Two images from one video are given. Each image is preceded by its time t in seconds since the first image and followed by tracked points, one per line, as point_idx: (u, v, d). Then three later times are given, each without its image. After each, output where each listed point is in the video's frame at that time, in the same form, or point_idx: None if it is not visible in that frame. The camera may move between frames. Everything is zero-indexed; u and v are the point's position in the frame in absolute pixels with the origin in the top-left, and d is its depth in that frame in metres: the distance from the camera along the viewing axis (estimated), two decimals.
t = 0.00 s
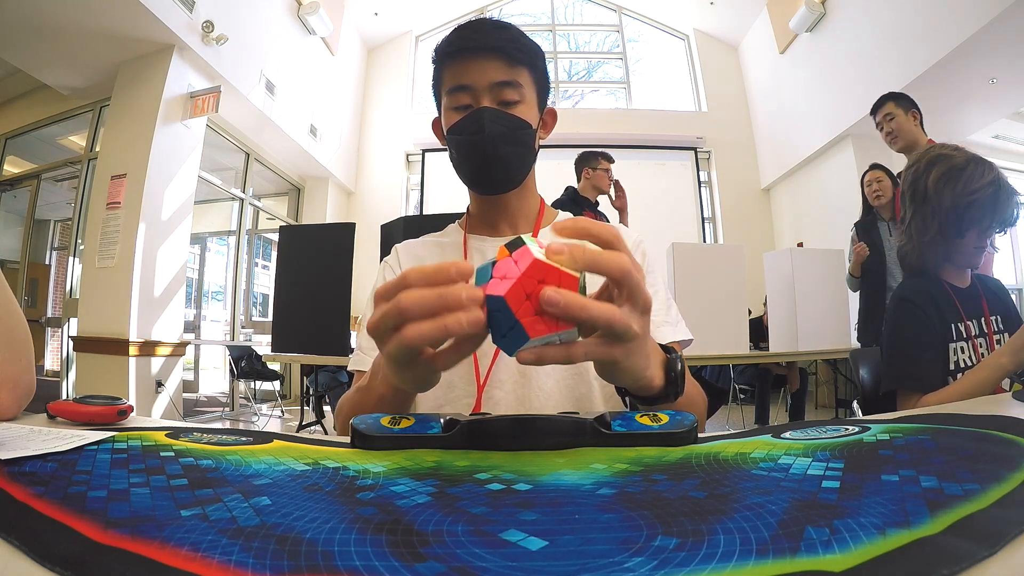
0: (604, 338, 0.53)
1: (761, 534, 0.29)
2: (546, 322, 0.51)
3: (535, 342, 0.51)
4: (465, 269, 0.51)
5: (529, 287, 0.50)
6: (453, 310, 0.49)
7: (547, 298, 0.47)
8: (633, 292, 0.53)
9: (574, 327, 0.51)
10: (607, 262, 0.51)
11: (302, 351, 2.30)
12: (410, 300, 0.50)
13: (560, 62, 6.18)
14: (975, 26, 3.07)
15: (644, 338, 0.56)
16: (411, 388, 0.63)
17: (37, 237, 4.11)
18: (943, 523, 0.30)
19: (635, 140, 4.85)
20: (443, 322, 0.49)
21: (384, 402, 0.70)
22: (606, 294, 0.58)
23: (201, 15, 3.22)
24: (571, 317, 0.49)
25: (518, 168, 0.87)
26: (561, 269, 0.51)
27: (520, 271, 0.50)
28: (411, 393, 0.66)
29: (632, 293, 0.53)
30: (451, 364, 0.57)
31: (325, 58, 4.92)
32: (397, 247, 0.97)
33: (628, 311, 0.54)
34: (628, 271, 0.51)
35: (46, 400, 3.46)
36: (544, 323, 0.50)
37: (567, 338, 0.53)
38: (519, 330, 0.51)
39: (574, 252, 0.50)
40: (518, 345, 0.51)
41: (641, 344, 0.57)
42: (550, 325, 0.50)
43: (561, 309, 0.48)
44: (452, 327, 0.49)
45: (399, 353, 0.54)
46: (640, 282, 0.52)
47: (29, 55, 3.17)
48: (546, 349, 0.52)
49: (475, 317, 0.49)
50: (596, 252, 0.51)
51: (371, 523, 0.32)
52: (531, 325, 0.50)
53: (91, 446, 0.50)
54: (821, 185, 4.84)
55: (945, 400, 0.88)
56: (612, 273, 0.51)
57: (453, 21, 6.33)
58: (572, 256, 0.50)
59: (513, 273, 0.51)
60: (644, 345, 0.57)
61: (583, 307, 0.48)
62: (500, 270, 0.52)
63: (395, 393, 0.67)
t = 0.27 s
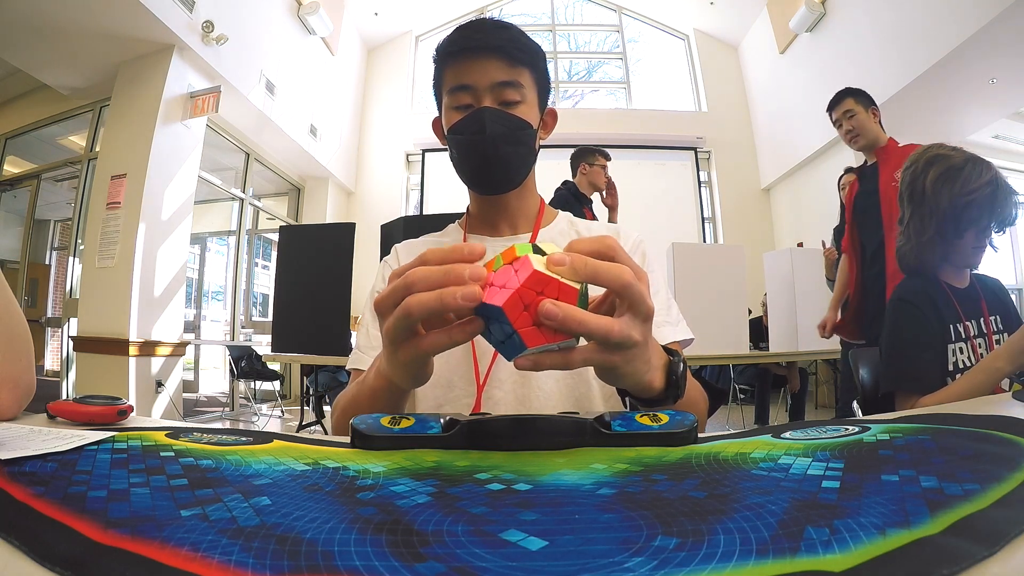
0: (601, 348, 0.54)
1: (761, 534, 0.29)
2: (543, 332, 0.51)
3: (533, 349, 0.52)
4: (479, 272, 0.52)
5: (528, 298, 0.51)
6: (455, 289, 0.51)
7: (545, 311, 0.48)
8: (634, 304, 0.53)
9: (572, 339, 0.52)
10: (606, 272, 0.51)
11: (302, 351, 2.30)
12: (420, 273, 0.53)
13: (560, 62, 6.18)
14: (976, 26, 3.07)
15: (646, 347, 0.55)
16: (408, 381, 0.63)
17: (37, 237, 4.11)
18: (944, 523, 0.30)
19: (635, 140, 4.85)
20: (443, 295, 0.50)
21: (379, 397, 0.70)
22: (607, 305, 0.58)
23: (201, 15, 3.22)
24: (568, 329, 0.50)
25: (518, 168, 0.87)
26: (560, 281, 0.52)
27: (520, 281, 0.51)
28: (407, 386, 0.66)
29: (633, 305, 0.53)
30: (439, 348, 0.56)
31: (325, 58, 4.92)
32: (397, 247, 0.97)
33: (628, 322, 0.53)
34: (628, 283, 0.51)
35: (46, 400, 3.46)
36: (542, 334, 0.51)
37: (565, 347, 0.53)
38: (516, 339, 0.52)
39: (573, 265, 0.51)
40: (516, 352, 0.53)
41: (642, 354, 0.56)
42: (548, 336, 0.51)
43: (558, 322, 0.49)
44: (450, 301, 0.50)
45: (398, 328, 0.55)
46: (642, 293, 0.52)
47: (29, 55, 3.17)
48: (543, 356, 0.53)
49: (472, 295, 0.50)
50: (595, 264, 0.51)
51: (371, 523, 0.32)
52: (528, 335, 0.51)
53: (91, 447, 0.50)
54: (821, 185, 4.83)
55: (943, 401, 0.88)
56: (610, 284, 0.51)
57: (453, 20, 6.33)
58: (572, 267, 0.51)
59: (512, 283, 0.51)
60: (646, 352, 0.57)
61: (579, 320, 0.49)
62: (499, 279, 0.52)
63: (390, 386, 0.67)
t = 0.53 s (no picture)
0: (598, 351, 0.54)
1: (761, 534, 0.29)
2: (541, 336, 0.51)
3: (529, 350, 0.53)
4: (480, 251, 0.53)
5: (527, 304, 0.51)
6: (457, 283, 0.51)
7: (545, 317, 0.48)
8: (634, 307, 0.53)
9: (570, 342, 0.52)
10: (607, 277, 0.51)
11: (302, 351, 2.30)
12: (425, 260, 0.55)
13: (560, 62, 6.18)
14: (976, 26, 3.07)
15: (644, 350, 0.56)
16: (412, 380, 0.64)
17: (37, 237, 4.12)
18: (944, 524, 0.30)
19: (635, 140, 4.85)
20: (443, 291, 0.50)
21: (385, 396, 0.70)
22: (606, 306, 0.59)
23: (200, 15, 3.22)
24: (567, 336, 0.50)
25: (519, 170, 0.87)
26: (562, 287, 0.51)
27: (520, 286, 0.50)
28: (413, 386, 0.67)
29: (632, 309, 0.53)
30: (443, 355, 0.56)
31: (325, 58, 4.92)
32: (397, 247, 0.97)
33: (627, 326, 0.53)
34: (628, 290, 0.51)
35: (46, 400, 3.46)
36: (539, 338, 0.51)
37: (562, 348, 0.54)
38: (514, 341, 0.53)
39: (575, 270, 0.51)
40: (512, 350, 0.54)
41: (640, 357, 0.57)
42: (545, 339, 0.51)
43: (558, 329, 0.49)
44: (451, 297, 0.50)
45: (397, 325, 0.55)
46: (642, 298, 0.52)
47: (29, 55, 3.17)
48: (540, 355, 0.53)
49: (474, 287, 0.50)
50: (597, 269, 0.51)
51: (371, 523, 0.32)
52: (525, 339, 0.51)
53: (91, 446, 0.50)
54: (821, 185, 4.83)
55: (943, 401, 0.88)
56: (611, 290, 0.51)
57: (453, 20, 6.33)
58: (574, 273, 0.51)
59: (512, 286, 0.51)
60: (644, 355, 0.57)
61: (577, 327, 0.50)
62: (499, 278, 0.52)
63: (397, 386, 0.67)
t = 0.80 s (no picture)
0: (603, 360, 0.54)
1: (761, 534, 0.29)
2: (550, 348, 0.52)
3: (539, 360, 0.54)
4: (477, 259, 0.52)
5: (538, 319, 0.51)
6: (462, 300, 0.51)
7: (564, 335, 0.49)
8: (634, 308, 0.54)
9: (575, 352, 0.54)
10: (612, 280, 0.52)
11: (302, 351, 2.30)
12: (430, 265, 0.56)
13: (560, 62, 6.19)
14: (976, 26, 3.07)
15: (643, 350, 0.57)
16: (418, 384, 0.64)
17: (37, 237, 4.12)
18: (944, 523, 0.30)
19: (635, 140, 4.85)
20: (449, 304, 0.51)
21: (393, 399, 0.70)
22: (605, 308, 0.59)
23: (201, 15, 3.22)
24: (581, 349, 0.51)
25: (520, 170, 0.87)
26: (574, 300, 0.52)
27: (530, 302, 0.50)
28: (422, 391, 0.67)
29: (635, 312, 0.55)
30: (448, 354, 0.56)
31: (325, 58, 4.92)
32: (397, 248, 0.97)
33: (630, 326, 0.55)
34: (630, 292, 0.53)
35: (46, 400, 3.46)
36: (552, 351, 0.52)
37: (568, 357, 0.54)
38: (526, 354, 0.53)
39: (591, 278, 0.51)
40: (521, 362, 0.54)
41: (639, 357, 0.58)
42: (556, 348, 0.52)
43: (575, 344, 0.50)
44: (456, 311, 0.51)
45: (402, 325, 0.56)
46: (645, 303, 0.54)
47: (29, 55, 3.18)
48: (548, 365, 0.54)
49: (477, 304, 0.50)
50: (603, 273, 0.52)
51: (371, 523, 0.32)
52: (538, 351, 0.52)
53: (91, 446, 0.50)
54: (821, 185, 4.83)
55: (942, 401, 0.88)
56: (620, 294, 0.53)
57: (453, 20, 6.33)
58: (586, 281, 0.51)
59: (523, 302, 0.50)
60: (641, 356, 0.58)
61: (593, 341, 0.50)
62: (508, 292, 0.51)
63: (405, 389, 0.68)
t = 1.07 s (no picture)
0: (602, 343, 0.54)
1: (761, 534, 0.29)
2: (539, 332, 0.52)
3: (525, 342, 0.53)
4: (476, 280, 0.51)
5: (525, 301, 0.50)
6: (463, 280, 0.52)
7: (543, 316, 0.49)
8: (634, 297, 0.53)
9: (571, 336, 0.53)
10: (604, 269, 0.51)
11: (302, 351, 2.30)
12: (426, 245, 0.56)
13: (560, 62, 6.18)
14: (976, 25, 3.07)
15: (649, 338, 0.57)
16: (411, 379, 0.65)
17: (37, 237, 4.12)
18: (944, 524, 0.30)
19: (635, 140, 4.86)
20: (447, 283, 0.52)
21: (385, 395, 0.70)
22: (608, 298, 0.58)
23: (201, 15, 3.22)
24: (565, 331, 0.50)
25: (519, 168, 0.87)
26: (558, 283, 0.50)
27: (518, 283, 0.49)
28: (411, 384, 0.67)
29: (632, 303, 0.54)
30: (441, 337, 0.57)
31: (325, 58, 4.92)
32: (397, 247, 0.97)
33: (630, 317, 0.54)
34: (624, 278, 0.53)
35: (46, 399, 3.46)
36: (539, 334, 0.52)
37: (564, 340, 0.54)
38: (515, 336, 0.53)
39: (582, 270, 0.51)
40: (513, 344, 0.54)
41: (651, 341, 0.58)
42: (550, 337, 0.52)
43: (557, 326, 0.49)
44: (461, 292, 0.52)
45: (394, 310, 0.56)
46: (641, 289, 0.53)
47: (29, 55, 3.18)
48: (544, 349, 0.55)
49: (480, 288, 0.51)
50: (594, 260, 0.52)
51: (371, 523, 0.32)
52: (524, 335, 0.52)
53: (91, 446, 0.50)
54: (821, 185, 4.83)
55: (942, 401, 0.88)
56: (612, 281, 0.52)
57: (453, 20, 6.33)
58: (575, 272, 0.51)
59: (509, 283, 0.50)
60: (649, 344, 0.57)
61: (575, 324, 0.50)
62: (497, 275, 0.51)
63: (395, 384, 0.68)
